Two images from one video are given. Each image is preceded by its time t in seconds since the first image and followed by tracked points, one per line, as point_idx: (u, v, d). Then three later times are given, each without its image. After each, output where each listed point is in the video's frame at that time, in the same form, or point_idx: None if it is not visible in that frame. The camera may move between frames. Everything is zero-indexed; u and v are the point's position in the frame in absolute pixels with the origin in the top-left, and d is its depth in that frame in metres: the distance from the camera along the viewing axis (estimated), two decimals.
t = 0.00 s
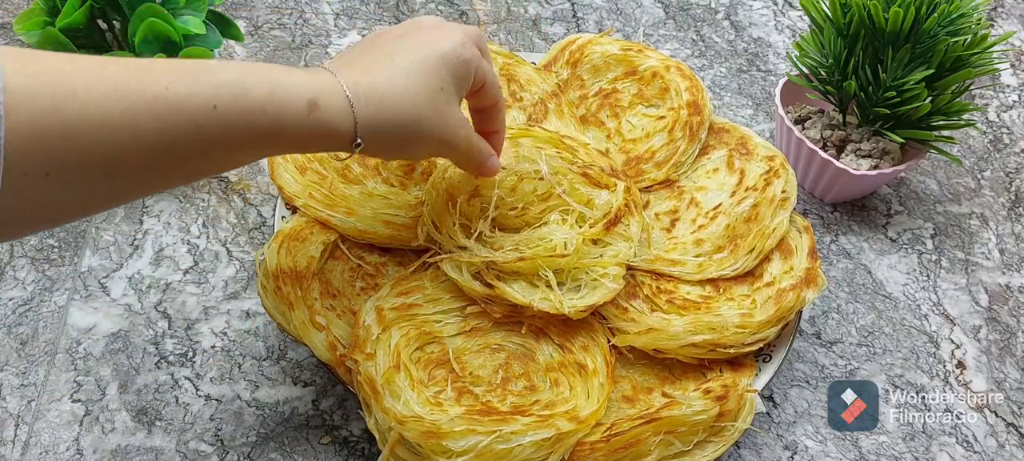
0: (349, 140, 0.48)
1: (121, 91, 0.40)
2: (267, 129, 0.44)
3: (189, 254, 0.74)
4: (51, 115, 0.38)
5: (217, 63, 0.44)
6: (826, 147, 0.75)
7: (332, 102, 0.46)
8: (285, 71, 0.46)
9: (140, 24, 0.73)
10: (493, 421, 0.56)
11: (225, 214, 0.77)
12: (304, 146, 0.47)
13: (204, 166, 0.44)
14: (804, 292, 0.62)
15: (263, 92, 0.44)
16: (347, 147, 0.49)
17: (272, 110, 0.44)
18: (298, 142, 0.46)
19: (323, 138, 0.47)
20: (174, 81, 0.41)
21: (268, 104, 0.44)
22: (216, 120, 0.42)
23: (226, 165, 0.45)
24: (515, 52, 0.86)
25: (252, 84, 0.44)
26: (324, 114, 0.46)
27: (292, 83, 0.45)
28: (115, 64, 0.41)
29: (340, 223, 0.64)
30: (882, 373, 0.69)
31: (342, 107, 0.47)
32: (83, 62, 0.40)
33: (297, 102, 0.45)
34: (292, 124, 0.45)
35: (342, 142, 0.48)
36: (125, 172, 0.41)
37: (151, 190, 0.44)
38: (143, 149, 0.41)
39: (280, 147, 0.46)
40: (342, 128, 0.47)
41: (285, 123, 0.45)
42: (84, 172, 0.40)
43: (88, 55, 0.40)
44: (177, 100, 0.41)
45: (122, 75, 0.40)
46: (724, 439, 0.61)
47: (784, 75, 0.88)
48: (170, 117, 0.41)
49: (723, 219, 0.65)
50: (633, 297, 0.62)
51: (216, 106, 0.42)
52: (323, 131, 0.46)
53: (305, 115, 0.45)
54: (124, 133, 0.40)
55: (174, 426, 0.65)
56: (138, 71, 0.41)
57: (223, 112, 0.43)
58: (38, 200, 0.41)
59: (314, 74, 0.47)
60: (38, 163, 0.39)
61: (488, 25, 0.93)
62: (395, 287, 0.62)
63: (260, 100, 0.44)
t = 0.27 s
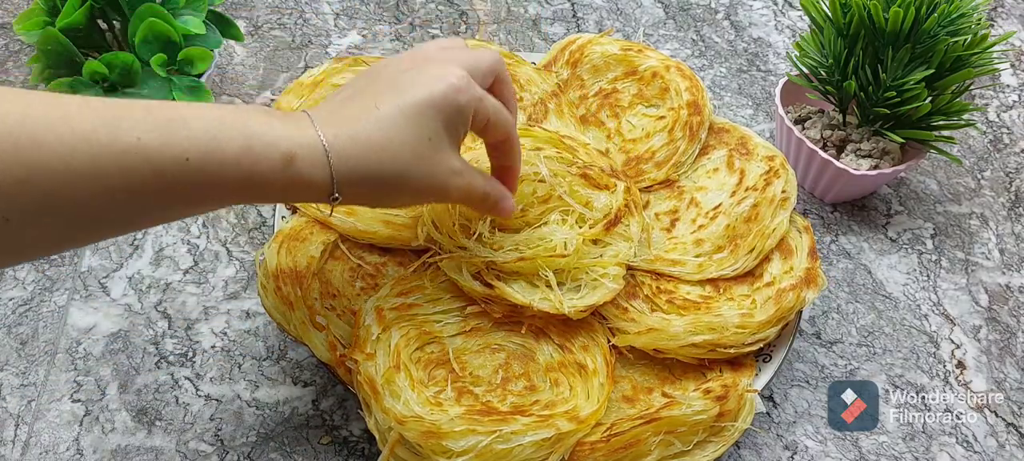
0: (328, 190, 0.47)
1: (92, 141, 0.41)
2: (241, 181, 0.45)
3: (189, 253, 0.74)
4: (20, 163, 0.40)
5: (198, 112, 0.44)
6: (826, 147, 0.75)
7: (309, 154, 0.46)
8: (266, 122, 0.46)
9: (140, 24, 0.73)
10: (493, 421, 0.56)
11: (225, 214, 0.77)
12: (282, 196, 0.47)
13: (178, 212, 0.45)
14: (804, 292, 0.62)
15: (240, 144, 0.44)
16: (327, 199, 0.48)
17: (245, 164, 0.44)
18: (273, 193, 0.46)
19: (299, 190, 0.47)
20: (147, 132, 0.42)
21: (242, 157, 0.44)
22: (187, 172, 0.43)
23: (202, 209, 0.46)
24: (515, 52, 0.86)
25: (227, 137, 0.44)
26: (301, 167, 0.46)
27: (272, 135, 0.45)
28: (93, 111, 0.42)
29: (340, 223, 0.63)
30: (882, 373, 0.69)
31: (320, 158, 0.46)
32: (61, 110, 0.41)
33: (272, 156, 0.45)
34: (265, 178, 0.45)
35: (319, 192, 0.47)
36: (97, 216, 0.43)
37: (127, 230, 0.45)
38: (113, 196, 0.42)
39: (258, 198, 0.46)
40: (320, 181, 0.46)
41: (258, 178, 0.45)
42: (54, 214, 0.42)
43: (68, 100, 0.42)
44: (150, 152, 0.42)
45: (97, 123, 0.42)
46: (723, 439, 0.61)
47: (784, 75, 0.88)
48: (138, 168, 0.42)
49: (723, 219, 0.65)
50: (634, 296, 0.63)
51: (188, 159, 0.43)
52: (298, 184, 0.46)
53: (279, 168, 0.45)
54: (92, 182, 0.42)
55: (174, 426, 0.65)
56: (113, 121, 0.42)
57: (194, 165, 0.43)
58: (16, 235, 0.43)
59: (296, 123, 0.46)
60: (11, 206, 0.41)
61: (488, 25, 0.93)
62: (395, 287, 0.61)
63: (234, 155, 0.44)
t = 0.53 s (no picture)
0: (356, 218, 0.47)
1: (138, 167, 0.40)
2: (280, 206, 0.44)
3: (189, 253, 0.74)
4: (66, 189, 0.38)
5: (237, 138, 0.44)
6: (826, 147, 0.75)
7: (342, 186, 0.45)
8: (302, 151, 0.45)
9: (140, 24, 0.73)
10: (493, 421, 0.56)
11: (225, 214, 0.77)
12: (313, 221, 0.46)
13: (212, 237, 0.44)
14: (804, 292, 0.62)
15: (279, 172, 0.44)
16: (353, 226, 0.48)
17: (287, 191, 0.44)
18: (306, 218, 0.46)
19: (331, 217, 0.46)
20: (191, 157, 0.42)
21: (283, 184, 0.44)
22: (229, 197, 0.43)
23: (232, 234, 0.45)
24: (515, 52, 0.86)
25: (267, 162, 0.44)
26: (337, 196, 0.45)
27: (308, 163, 0.45)
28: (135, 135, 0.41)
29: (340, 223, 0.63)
30: (882, 373, 0.69)
31: (351, 188, 0.46)
32: (104, 133, 0.40)
33: (310, 184, 0.45)
34: (302, 205, 0.45)
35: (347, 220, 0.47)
36: (134, 243, 0.41)
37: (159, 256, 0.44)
38: (154, 221, 0.41)
39: (290, 221, 0.46)
40: (350, 209, 0.46)
41: (296, 204, 0.45)
42: (93, 243, 0.40)
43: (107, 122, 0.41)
44: (194, 177, 0.41)
45: (141, 148, 0.40)
46: (723, 438, 0.61)
47: (784, 75, 0.88)
48: (183, 193, 0.41)
49: (723, 219, 0.65)
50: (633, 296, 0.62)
51: (230, 185, 0.42)
52: (331, 212, 0.46)
53: (316, 196, 0.45)
54: (136, 208, 0.40)
55: (174, 426, 0.64)
56: (156, 146, 0.41)
57: (236, 191, 0.43)
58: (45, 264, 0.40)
59: (329, 150, 0.46)
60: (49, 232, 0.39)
61: (488, 25, 0.93)
62: (395, 287, 0.61)
63: (274, 181, 0.44)
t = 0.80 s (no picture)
0: (357, 144, 0.48)
1: (130, 102, 0.40)
2: (274, 137, 0.44)
3: (189, 254, 0.74)
4: (60, 128, 0.38)
5: (224, 74, 0.43)
6: (826, 147, 0.75)
7: (338, 108, 0.46)
8: (289, 81, 0.46)
9: (140, 24, 0.73)
10: (493, 421, 0.56)
11: (225, 214, 0.77)
12: (310, 154, 0.47)
13: (208, 175, 0.44)
14: (804, 292, 0.62)
15: (269, 101, 0.44)
16: (354, 155, 0.49)
17: (279, 121, 0.44)
18: (304, 149, 0.46)
19: (328, 146, 0.47)
20: (182, 91, 0.41)
21: (274, 114, 0.44)
22: (223, 128, 0.42)
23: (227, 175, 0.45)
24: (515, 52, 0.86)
25: (256, 93, 0.44)
26: (331, 121, 0.46)
27: (297, 90, 0.45)
28: (123, 74, 0.40)
29: (340, 223, 0.64)
30: (882, 373, 0.69)
31: (349, 110, 0.47)
32: (93, 72, 0.39)
33: (302, 111, 0.45)
34: (296, 136, 0.45)
35: (349, 145, 0.48)
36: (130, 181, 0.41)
37: (156, 199, 0.43)
38: (152, 158, 0.41)
39: (288, 155, 0.46)
40: (349, 135, 0.47)
41: (293, 133, 0.45)
42: (91, 185, 0.40)
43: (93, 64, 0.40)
44: (184, 109, 0.41)
45: (130, 84, 0.40)
46: (724, 439, 0.61)
47: (784, 75, 0.88)
48: (178, 126, 0.41)
49: (723, 219, 0.65)
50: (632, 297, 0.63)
51: (222, 115, 0.42)
52: (329, 137, 0.46)
53: (310, 122, 0.45)
54: (132, 144, 0.40)
55: (174, 426, 0.65)
56: (145, 82, 0.41)
57: (229, 120, 0.43)
58: (40, 211, 0.40)
59: (317, 83, 0.47)
60: (45, 172, 0.38)
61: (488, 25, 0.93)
62: (395, 287, 0.62)
63: (264, 111, 0.44)
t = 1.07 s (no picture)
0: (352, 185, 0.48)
1: (141, 136, 0.39)
2: (277, 175, 0.44)
3: (189, 254, 0.74)
4: (71, 161, 0.37)
5: (231, 109, 0.43)
6: (826, 147, 0.75)
7: (338, 148, 0.46)
8: (293, 118, 0.46)
9: (140, 24, 0.73)
10: (493, 421, 0.56)
11: (225, 214, 0.77)
12: (309, 191, 0.47)
13: (210, 207, 0.44)
14: (804, 292, 0.62)
15: (275, 139, 0.44)
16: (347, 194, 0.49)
17: (283, 159, 0.44)
18: (303, 187, 0.46)
19: (327, 185, 0.47)
20: (191, 126, 0.41)
21: (278, 152, 0.44)
22: (228, 166, 0.42)
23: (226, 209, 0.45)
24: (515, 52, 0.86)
25: (263, 131, 0.44)
26: (332, 161, 0.46)
27: (300, 129, 0.45)
28: (133, 106, 0.40)
29: (340, 224, 0.63)
30: (882, 373, 0.69)
31: (349, 152, 0.47)
32: (103, 104, 0.39)
33: (305, 150, 0.45)
34: (298, 174, 0.45)
35: (344, 185, 0.48)
36: (135, 214, 0.41)
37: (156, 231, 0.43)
38: (158, 192, 0.40)
39: (288, 191, 0.46)
40: (347, 175, 0.47)
41: (294, 173, 0.45)
42: (96, 217, 0.39)
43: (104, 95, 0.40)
44: (192, 145, 0.41)
45: (141, 118, 0.40)
46: (724, 438, 0.61)
47: (784, 75, 0.88)
48: (186, 162, 0.41)
49: (723, 219, 0.65)
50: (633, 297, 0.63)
51: (228, 154, 0.42)
52: (328, 178, 0.46)
53: (312, 161, 0.45)
54: (140, 178, 0.40)
55: (174, 426, 0.64)
56: (156, 115, 0.40)
57: (235, 159, 0.42)
58: (42, 240, 0.39)
59: (319, 120, 0.47)
60: (54, 204, 0.38)
61: (488, 25, 0.93)
62: (395, 288, 0.62)
63: (269, 147, 0.44)
